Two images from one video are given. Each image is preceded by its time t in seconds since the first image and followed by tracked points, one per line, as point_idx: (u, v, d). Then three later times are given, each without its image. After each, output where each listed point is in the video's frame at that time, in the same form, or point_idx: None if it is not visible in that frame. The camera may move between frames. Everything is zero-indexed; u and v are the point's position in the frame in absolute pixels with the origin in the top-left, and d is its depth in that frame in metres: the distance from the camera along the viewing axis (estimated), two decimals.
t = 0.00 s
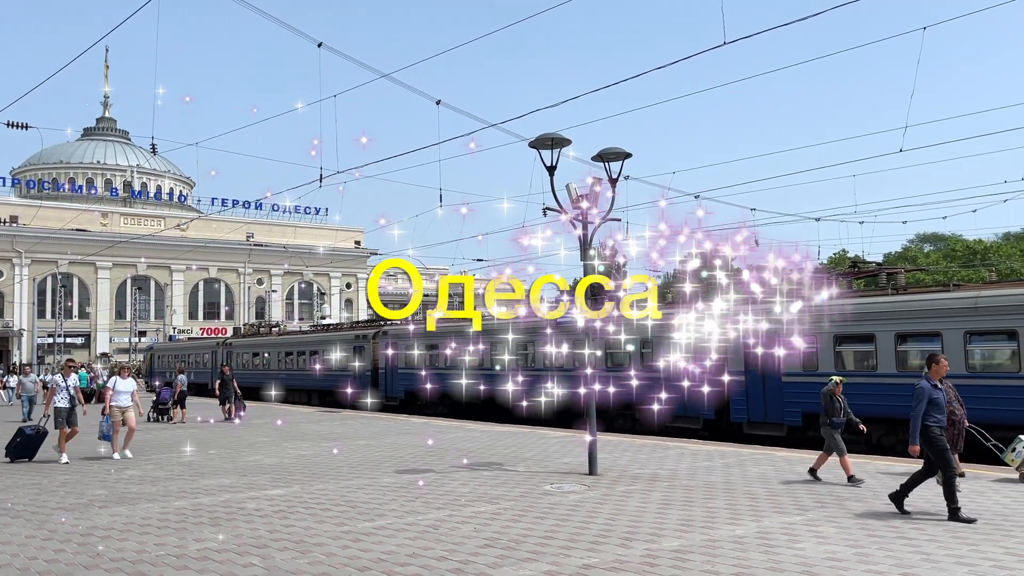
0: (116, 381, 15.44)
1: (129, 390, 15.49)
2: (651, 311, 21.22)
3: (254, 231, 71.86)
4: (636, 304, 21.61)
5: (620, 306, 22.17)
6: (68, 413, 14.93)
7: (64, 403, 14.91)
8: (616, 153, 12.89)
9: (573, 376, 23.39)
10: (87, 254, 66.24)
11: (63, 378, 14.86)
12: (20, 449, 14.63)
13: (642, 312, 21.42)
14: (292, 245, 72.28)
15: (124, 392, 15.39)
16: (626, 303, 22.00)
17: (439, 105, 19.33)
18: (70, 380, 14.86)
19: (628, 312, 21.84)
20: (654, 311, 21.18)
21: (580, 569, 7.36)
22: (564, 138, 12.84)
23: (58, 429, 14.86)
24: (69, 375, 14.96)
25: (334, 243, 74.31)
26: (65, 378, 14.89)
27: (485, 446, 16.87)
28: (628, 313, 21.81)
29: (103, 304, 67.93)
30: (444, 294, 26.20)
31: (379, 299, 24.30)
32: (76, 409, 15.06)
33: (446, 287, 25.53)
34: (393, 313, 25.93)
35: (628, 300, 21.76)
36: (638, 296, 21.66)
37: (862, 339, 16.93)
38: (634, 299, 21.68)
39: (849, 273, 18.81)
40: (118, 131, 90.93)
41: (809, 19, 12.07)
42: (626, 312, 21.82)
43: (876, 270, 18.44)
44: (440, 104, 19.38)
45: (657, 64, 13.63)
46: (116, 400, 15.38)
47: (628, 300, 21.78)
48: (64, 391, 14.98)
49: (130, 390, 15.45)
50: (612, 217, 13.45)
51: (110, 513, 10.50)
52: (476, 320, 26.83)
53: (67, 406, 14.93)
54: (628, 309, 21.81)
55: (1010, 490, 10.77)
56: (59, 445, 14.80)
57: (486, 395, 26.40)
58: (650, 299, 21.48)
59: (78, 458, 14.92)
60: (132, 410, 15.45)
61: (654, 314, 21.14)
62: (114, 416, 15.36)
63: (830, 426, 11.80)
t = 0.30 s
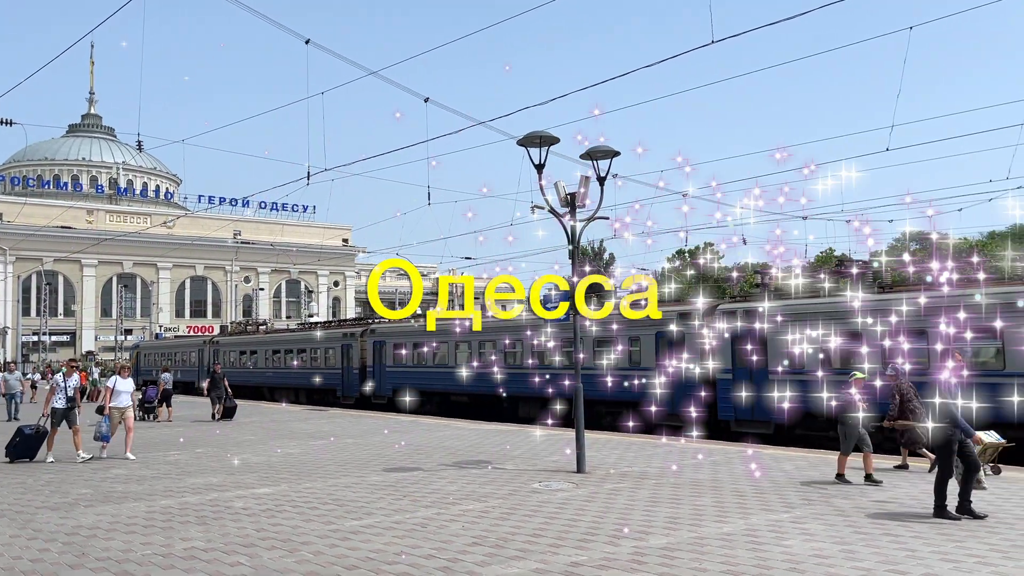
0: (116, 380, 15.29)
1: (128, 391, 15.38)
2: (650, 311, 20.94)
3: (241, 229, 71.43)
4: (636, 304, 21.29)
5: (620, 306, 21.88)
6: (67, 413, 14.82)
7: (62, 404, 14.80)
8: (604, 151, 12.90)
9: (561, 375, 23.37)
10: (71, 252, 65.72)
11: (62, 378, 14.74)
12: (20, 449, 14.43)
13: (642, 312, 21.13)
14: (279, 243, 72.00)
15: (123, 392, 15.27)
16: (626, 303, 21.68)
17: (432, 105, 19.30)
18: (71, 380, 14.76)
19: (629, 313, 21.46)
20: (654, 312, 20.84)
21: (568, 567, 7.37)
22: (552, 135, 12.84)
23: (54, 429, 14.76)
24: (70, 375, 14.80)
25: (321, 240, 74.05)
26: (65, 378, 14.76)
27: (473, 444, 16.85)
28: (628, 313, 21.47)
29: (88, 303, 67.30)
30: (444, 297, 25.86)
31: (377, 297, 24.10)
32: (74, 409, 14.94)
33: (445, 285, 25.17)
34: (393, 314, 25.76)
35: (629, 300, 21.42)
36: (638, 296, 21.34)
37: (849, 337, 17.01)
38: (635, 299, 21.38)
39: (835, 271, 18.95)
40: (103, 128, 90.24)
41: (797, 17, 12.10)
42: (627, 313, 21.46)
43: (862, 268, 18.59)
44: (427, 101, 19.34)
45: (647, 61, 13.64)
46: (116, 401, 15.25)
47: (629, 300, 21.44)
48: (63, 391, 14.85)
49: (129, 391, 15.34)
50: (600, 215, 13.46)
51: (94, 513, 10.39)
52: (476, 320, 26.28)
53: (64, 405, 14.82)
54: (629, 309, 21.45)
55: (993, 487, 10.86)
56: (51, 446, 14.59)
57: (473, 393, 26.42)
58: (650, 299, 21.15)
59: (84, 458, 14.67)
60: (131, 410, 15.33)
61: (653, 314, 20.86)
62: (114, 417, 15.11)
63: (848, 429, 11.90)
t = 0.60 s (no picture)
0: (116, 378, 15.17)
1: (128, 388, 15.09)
2: (649, 310, 20.69)
3: (228, 227, 70.99)
4: (636, 304, 21.00)
5: (620, 305, 21.50)
6: (71, 411, 14.66)
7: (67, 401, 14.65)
8: (592, 149, 12.91)
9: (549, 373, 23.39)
10: (56, 250, 65.31)
11: (65, 375, 14.61)
12: (21, 449, 14.28)
13: (641, 312, 20.84)
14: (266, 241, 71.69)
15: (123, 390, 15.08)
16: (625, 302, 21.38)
17: (418, 100, 19.34)
18: (72, 376, 14.62)
19: (629, 313, 21.11)
20: (654, 312, 20.58)
21: (557, 565, 7.37)
22: (540, 133, 12.85)
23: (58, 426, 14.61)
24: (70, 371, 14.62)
25: (308, 238, 73.80)
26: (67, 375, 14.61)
27: (461, 443, 16.84)
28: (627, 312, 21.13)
29: (73, 302, 66.84)
30: (443, 298, 25.57)
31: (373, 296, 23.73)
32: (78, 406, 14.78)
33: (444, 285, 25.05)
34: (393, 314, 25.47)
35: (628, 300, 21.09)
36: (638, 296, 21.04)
37: (835, 336, 17.08)
38: (634, 299, 21.01)
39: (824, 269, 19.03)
40: (88, 125, 89.56)
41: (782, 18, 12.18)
42: (627, 313, 21.10)
43: (848, 266, 18.71)
44: (415, 98, 19.32)
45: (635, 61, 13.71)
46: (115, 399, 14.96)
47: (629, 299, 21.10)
48: (67, 387, 14.71)
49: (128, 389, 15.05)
50: (589, 213, 13.48)
51: (79, 512, 10.30)
52: (476, 320, 25.76)
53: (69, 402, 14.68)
54: (628, 308, 21.10)
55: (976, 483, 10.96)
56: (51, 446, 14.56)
57: (462, 391, 26.40)
58: (650, 298, 20.82)
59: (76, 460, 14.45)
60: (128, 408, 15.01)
61: (653, 314, 20.62)
62: (112, 415, 14.98)
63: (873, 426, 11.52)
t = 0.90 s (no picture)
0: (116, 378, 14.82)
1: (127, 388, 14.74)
2: (649, 310, 20.45)
3: (213, 225, 70.60)
4: (636, 304, 20.73)
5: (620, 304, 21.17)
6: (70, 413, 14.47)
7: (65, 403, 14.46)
8: (579, 148, 12.91)
9: (536, 371, 23.40)
10: (40, 249, 64.78)
11: (61, 377, 14.42)
12: (16, 451, 14.11)
13: (641, 312, 20.58)
14: (252, 240, 71.31)
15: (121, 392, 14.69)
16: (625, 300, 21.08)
17: (404, 98, 19.30)
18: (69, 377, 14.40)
19: (629, 312, 20.82)
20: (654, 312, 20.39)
21: (544, 564, 7.37)
22: (527, 132, 12.84)
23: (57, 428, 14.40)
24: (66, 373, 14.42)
25: (295, 237, 73.51)
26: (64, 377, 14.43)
27: (449, 442, 16.81)
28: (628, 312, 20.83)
29: (57, 301, 66.28)
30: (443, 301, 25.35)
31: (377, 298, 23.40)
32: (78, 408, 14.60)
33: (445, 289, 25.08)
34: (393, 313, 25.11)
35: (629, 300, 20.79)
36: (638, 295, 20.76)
37: (821, 334, 17.18)
38: (634, 299, 20.72)
39: (811, 267, 19.13)
40: (72, 122, 88.84)
41: (767, 17, 12.23)
42: (627, 312, 20.83)
43: (835, 265, 18.83)
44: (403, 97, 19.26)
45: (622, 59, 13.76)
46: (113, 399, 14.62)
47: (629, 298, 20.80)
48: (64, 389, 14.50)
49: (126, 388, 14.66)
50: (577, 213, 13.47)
51: (63, 512, 10.22)
52: (476, 319, 25.28)
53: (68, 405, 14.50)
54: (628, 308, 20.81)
55: (962, 481, 11.03)
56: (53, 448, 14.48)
57: (449, 389, 26.39)
58: (649, 298, 20.54)
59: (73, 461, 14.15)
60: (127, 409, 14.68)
61: (653, 314, 20.38)
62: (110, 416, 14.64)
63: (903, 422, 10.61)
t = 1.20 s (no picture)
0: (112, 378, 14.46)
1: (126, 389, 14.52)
2: (649, 310, 20.24)
3: (199, 224, 70.31)
4: (636, 304, 20.54)
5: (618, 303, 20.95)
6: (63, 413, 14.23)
7: (59, 402, 14.23)
8: (566, 147, 12.91)
9: (523, 370, 23.40)
10: (23, 247, 64.16)
11: (55, 375, 14.18)
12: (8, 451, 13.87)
13: (641, 312, 20.36)
14: (237, 238, 70.97)
15: (117, 391, 14.34)
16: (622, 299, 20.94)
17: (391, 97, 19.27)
18: (64, 376, 14.18)
19: (628, 312, 20.62)
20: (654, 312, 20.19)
21: (531, 563, 7.38)
22: (515, 131, 12.84)
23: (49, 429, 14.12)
24: (60, 371, 14.17)
25: (281, 235, 73.21)
26: (58, 375, 14.20)
27: (436, 441, 16.78)
28: (627, 311, 20.65)
29: (40, 300, 65.64)
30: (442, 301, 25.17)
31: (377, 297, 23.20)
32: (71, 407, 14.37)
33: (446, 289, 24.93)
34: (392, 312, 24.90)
35: (628, 300, 20.59)
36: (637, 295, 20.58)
37: (806, 333, 17.26)
38: (634, 298, 20.50)
39: (797, 265, 19.25)
40: (55, 120, 88.04)
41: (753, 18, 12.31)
42: (627, 313, 20.62)
43: (820, 264, 18.95)
44: (389, 96, 19.24)
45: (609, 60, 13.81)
46: (111, 400, 14.38)
47: (628, 298, 20.60)
48: (58, 388, 14.25)
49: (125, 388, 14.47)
50: (564, 212, 13.48)
51: (47, 513, 10.15)
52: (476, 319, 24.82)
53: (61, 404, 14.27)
54: (628, 308, 20.59)
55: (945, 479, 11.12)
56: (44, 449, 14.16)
57: (437, 388, 26.37)
58: (650, 299, 20.36)
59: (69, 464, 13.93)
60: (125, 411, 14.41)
61: (653, 313, 20.18)
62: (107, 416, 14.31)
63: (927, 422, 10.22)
